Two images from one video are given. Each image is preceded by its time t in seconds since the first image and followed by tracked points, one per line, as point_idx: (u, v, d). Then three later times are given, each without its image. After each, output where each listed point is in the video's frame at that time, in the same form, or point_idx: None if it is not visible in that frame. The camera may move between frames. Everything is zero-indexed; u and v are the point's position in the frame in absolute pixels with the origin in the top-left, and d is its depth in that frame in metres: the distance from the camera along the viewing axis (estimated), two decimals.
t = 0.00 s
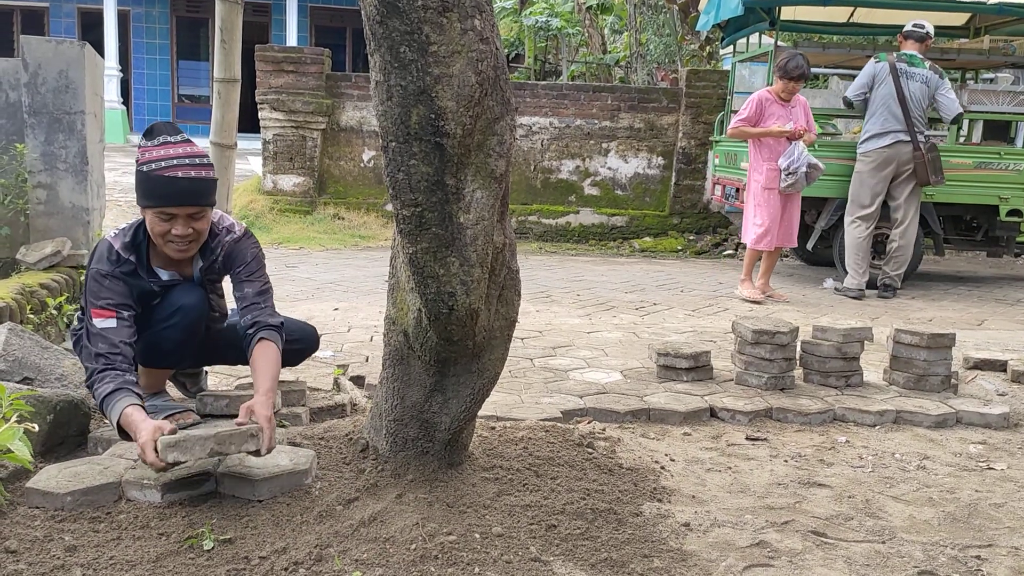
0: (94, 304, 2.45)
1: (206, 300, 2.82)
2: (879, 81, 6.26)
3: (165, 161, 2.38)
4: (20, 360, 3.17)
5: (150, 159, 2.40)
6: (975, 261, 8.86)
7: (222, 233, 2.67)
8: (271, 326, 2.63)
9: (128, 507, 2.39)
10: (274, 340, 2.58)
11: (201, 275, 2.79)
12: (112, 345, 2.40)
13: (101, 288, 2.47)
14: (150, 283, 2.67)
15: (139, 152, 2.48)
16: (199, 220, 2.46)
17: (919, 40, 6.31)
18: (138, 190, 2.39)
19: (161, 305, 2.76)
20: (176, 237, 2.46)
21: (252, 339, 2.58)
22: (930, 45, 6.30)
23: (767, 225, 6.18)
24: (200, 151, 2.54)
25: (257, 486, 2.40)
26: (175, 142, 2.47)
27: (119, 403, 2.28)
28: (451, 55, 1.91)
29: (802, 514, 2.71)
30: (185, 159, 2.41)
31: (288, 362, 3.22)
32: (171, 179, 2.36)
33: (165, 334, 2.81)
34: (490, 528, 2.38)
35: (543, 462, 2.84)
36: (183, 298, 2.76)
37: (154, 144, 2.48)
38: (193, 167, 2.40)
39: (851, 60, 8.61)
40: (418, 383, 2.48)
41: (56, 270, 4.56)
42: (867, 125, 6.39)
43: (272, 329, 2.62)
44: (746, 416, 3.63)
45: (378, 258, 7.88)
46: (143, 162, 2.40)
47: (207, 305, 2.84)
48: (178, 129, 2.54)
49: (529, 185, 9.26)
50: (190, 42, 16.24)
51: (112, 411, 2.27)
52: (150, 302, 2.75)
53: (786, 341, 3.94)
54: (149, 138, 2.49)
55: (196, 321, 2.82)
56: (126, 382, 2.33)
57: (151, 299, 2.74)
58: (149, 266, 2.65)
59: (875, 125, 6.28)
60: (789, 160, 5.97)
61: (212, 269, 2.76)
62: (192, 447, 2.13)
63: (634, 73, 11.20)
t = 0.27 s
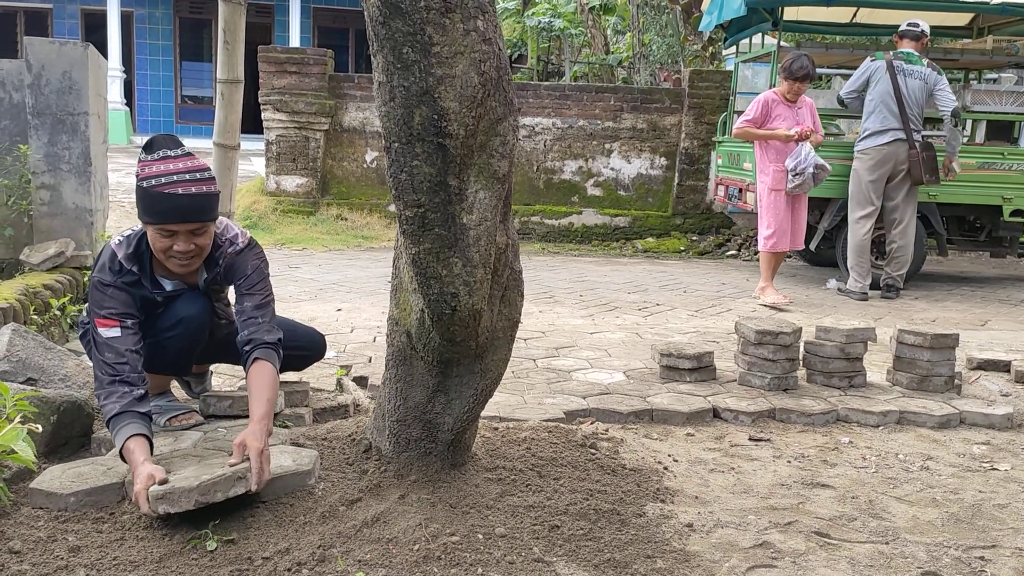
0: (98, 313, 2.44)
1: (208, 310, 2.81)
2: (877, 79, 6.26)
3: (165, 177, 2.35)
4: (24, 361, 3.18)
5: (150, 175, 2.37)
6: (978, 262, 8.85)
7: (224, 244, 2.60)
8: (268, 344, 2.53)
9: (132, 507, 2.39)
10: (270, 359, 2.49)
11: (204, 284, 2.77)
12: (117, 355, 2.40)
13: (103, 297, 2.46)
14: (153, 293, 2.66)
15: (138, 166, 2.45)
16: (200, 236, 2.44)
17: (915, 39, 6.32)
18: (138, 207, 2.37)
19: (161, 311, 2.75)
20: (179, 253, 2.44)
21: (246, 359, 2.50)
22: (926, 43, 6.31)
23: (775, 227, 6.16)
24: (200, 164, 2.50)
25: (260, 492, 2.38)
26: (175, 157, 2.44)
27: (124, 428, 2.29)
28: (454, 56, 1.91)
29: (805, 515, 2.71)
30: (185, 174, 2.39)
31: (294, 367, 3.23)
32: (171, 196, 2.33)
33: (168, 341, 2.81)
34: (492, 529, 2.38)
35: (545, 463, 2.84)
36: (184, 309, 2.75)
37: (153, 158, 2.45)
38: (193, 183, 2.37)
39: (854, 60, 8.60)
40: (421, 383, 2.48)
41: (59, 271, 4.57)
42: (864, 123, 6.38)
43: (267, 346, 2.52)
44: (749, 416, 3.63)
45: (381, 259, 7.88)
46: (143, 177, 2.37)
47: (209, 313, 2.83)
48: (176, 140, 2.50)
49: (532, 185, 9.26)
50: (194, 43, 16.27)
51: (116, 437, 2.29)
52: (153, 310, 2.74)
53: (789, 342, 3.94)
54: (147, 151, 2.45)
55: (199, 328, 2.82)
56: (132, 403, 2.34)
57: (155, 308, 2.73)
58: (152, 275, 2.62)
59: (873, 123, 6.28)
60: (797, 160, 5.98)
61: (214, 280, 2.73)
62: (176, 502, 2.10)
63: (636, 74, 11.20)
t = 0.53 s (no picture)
0: (94, 317, 2.44)
1: (207, 317, 2.82)
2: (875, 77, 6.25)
3: (164, 187, 2.34)
4: (26, 360, 3.19)
5: (148, 185, 2.36)
6: (979, 261, 8.84)
7: (223, 251, 2.57)
8: (266, 359, 2.52)
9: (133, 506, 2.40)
10: (267, 375, 2.49)
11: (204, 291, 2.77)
12: (111, 361, 2.41)
13: (100, 301, 2.45)
14: (151, 298, 2.65)
15: (137, 174, 2.43)
16: (200, 245, 2.43)
17: (914, 37, 6.27)
18: (137, 217, 2.36)
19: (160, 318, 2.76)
20: (178, 261, 2.44)
21: (245, 374, 2.48)
22: (926, 41, 6.26)
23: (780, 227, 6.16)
24: (198, 171, 2.49)
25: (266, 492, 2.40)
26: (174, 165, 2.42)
27: (120, 436, 2.31)
28: (454, 55, 1.91)
29: (805, 514, 2.71)
30: (183, 183, 2.37)
31: (295, 367, 3.23)
32: (170, 206, 2.32)
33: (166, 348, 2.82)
34: (493, 528, 2.38)
35: (546, 461, 2.84)
36: (184, 317, 2.76)
37: (152, 165, 2.43)
38: (191, 192, 2.36)
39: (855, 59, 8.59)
40: (421, 382, 2.48)
41: (61, 270, 4.58)
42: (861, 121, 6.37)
43: (264, 363, 2.51)
44: (750, 415, 3.63)
45: (382, 258, 7.88)
46: (142, 186, 2.36)
47: (209, 320, 2.83)
48: (175, 146, 2.49)
49: (533, 184, 9.26)
50: (195, 42, 16.27)
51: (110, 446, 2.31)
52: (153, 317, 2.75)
53: (790, 341, 3.94)
54: (146, 158, 2.43)
55: (198, 336, 2.82)
56: (127, 409, 2.35)
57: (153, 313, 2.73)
58: (151, 280, 2.61)
59: (870, 121, 6.27)
60: (803, 161, 5.92)
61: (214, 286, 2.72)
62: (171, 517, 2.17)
63: (638, 73, 11.20)
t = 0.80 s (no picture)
0: (93, 308, 2.42)
1: (209, 313, 2.83)
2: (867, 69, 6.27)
3: (161, 183, 2.34)
4: (26, 354, 3.19)
5: (146, 179, 2.36)
6: (979, 255, 8.85)
7: (225, 241, 2.57)
8: (265, 356, 2.50)
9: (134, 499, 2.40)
10: (266, 372, 2.46)
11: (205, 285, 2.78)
12: (107, 355, 2.40)
13: (99, 292, 2.44)
14: (152, 290, 2.65)
15: (134, 168, 2.43)
16: (199, 239, 2.43)
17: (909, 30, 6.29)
18: (135, 211, 2.36)
19: (166, 317, 2.81)
20: (177, 256, 2.44)
21: (244, 371, 2.46)
22: (920, 35, 6.29)
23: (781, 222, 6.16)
24: (197, 164, 2.48)
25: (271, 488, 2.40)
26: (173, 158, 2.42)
27: (117, 432, 2.31)
28: (454, 49, 1.91)
29: (805, 507, 2.72)
30: (181, 177, 2.37)
31: (293, 361, 3.24)
32: (167, 203, 2.32)
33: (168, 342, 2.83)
34: (493, 521, 2.39)
35: (546, 455, 2.85)
36: (188, 315, 2.80)
37: (149, 159, 2.42)
38: (189, 188, 2.36)
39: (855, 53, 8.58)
40: (421, 376, 2.49)
41: (60, 264, 4.58)
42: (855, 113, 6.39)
43: (264, 359, 2.49)
44: (749, 409, 3.64)
45: (381, 252, 7.88)
46: (140, 181, 2.36)
47: (211, 314, 2.85)
48: (174, 140, 2.48)
49: (533, 178, 9.26)
50: (194, 36, 16.24)
51: (104, 442, 2.31)
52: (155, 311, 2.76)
53: (789, 335, 3.95)
54: (143, 151, 2.43)
55: (199, 332, 2.84)
56: (124, 406, 2.36)
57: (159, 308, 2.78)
58: (153, 273, 2.62)
59: (860, 113, 6.29)
60: (805, 156, 5.93)
61: (215, 278, 2.72)
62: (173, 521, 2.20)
63: (637, 67, 11.19)
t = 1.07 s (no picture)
0: (91, 295, 2.42)
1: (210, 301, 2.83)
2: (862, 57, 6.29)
3: (160, 169, 2.34)
4: (27, 339, 3.19)
5: (145, 166, 2.36)
6: (980, 242, 8.84)
7: (224, 227, 2.57)
8: (267, 344, 2.50)
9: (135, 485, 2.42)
10: (270, 360, 2.47)
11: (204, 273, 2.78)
12: (103, 340, 2.39)
13: (98, 279, 2.43)
14: (151, 278, 2.65)
15: (132, 156, 2.43)
16: (198, 226, 2.43)
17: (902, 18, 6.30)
18: (134, 198, 2.36)
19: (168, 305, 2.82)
20: (177, 243, 2.44)
21: (247, 359, 2.46)
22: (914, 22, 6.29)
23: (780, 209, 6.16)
24: (195, 151, 2.48)
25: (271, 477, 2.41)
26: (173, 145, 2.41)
27: (111, 407, 2.29)
28: (454, 36, 1.90)
29: (803, 494, 2.73)
30: (179, 164, 2.36)
31: (293, 348, 3.25)
32: (166, 189, 2.32)
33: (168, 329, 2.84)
34: (493, 507, 2.40)
35: (546, 442, 2.86)
36: (189, 305, 2.80)
37: (146, 146, 2.42)
38: (187, 174, 2.36)
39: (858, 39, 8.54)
40: (421, 362, 2.49)
41: (61, 250, 4.59)
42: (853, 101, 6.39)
43: (267, 347, 2.49)
44: (748, 396, 3.65)
45: (382, 238, 7.88)
46: (138, 168, 2.35)
47: (211, 302, 2.85)
48: (172, 127, 2.48)
49: (534, 165, 9.24)
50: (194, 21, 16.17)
51: (99, 417, 2.29)
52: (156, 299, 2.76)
53: (789, 322, 3.95)
54: (141, 138, 2.42)
55: (199, 320, 2.84)
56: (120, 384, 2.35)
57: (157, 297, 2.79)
58: (153, 260, 2.62)
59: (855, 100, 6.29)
60: (805, 144, 5.91)
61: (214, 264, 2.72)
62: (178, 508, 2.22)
63: (639, 53, 11.14)
